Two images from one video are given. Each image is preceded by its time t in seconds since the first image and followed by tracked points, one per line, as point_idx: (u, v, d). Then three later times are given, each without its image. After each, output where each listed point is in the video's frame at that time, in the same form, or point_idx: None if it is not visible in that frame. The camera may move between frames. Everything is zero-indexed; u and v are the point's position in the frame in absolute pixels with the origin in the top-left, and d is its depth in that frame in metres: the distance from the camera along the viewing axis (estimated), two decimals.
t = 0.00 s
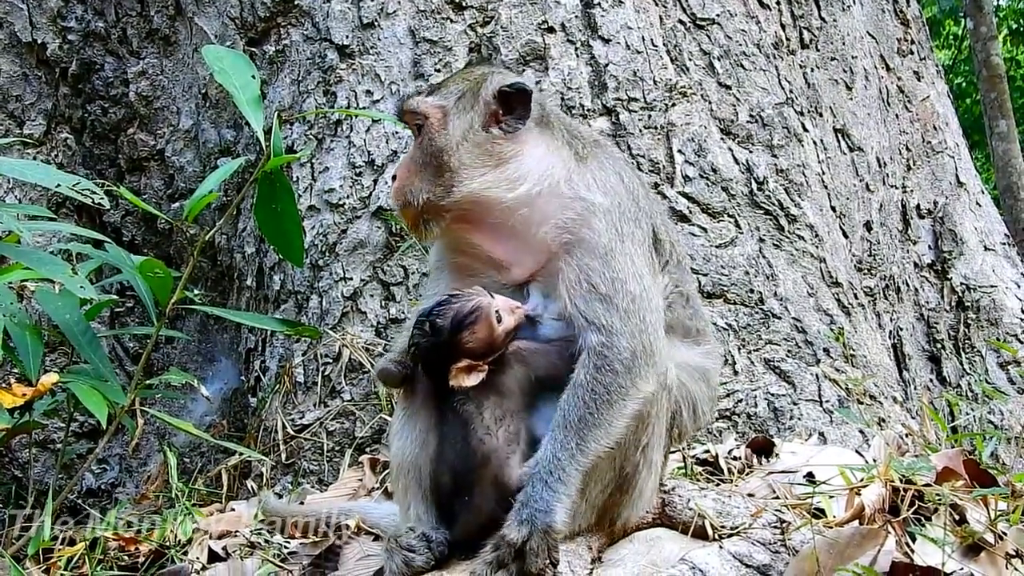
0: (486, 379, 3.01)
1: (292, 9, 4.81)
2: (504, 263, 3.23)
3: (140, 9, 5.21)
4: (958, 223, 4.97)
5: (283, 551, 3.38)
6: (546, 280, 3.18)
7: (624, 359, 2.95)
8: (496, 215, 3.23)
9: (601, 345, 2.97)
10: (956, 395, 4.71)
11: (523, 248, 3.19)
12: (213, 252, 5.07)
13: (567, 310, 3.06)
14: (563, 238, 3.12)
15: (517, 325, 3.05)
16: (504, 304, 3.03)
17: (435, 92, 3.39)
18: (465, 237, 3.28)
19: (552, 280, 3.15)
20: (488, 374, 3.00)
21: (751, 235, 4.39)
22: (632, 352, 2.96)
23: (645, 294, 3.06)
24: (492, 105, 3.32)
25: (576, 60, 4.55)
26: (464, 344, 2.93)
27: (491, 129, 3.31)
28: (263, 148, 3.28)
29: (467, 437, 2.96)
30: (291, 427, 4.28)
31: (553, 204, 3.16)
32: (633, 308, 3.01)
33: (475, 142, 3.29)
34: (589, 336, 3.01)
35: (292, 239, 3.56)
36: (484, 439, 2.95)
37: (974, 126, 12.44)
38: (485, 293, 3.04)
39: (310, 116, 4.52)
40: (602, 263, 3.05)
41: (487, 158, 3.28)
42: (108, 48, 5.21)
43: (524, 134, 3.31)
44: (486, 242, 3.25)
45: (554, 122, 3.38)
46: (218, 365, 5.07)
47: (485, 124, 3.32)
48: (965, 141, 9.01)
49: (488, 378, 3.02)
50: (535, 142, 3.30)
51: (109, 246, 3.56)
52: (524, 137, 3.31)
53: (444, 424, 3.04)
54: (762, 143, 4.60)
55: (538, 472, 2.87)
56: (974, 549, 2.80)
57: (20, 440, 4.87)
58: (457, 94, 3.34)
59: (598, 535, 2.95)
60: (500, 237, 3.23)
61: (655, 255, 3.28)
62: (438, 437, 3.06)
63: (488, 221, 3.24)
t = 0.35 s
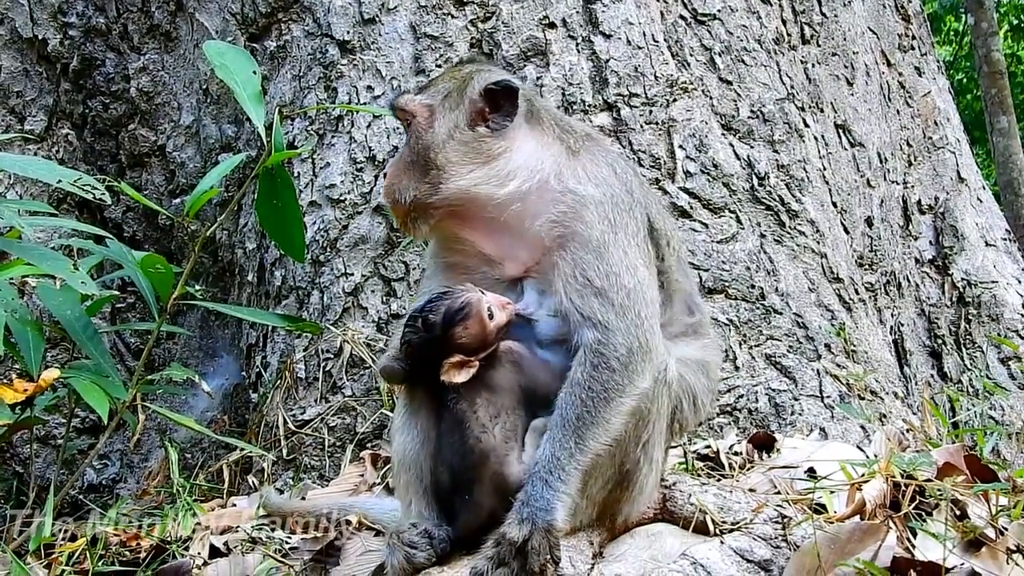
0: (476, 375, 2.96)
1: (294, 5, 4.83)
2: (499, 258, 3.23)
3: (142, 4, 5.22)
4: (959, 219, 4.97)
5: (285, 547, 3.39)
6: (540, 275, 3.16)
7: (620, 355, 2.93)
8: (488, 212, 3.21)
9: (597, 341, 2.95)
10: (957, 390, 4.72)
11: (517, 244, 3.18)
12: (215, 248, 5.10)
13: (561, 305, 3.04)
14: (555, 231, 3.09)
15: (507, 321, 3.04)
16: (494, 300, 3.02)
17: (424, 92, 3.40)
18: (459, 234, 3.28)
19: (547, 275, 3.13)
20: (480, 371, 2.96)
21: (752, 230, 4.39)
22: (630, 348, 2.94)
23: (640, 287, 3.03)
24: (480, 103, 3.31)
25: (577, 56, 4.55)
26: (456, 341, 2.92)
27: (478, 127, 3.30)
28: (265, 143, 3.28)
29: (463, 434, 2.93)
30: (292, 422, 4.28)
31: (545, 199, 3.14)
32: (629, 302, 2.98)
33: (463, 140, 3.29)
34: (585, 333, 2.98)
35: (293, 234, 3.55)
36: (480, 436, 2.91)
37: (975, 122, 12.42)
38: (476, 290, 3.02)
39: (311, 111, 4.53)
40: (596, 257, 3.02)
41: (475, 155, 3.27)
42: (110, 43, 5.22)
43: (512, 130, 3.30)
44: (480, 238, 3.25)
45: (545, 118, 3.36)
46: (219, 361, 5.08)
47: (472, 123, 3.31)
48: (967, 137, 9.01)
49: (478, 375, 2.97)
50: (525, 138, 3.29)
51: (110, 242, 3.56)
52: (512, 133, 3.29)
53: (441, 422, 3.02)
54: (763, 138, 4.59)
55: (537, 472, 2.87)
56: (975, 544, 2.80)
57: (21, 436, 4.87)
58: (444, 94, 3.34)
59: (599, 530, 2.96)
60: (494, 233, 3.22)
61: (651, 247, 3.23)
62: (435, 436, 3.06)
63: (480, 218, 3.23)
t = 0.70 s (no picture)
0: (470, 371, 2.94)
1: (294, 2, 4.86)
2: (493, 257, 3.21)
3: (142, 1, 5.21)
4: (960, 215, 4.97)
5: (285, 544, 3.39)
6: (534, 273, 3.14)
7: (617, 352, 2.91)
8: (480, 211, 3.21)
9: (592, 339, 2.93)
10: (958, 386, 4.72)
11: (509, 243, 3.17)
12: (215, 245, 5.10)
13: (556, 302, 3.01)
14: (547, 228, 3.08)
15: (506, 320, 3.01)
16: (493, 300, 2.99)
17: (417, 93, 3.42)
18: (453, 233, 3.28)
19: (540, 272, 3.10)
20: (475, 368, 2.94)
21: (753, 226, 4.38)
22: (626, 345, 2.92)
23: (634, 282, 3.01)
24: (469, 102, 3.31)
25: (578, 52, 4.55)
26: (451, 338, 2.90)
27: (467, 127, 3.30)
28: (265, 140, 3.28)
29: (461, 433, 2.90)
30: (293, 419, 4.29)
31: (536, 196, 3.12)
32: (624, 298, 2.96)
33: (453, 140, 3.29)
34: (581, 331, 2.96)
35: (293, 231, 3.54)
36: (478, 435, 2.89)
37: (976, 118, 12.40)
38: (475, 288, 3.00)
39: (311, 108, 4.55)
40: (589, 252, 3.00)
41: (465, 154, 3.27)
42: (110, 40, 5.22)
43: (502, 129, 3.29)
44: (474, 237, 3.24)
45: (536, 114, 3.34)
46: (220, 358, 5.08)
47: (462, 123, 3.31)
48: (968, 133, 9.01)
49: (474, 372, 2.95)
50: (515, 136, 3.27)
51: (111, 239, 3.56)
52: (502, 131, 3.28)
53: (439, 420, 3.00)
54: (763, 135, 4.59)
55: (535, 469, 2.85)
56: (976, 540, 2.80)
57: (22, 433, 4.87)
58: (433, 94, 3.35)
59: (600, 527, 2.95)
60: (487, 231, 3.21)
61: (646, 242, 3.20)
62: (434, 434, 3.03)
63: (473, 217, 3.23)
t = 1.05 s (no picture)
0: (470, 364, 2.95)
1: None
2: (494, 251, 3.23)
3: None
4: (961, 211, 4.98)
5: (285, 538, 3.38)
6: (535, 267, 3.14)
7: (617, 346, 2.90)
8: (481, 204, 3.21)
9: (592, 334, 2.92)
10: (958, 382, 4.72)
11: (511, 236, 3.17)
12: (216, 239, 5.10)
13: (557, 296, 3.01)
14: (546, 221, 3.08)
15: (507, 312, 3.02)
16: (493, 291, 3.00)
17: (418, 87, 3.41)
18: (455, 227, 3.29)
19: (541, 266, 3.11)
20: (476, 360, 2.95)
21: (754, 222, 4.38)
22: (626, 340, 2.91)
23: (634, 276, 2.99)
24: (468, 95, 3.29)
25: (579, 47, 4.55)
26: (451, 327, 2.92)
27: (466, 121, 3.28)
28: (266, 135, 3.28)
29: (460, 425, 2.92)
30: (293, 414, 4.29)
31: (536, 190, 3.12)
32: (623, 293, 2.95)
33: (451, 134, 3.27)
34: (581, 326, 2.95)
35: (293, 226, 3.53)
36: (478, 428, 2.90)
37: (977, 114, 12.38)
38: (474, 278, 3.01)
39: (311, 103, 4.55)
40: (588, 247, 2.99)
41: (465, 147, 3.26)
42: (111, 34, 5.21)
43: (501, 123, 3.27)
44: (475, 231, 3.25)
45: (536, 108, 3.33)
46: (220, 352, 5.09)
47: (460, 117, 3.29)
48: (970, 129, 9.00)
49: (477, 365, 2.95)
50: (515, 130, 3.26)
51: (113, 233, 3.55)
52: (501, 126, 3.27)
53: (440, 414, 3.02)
54: (764, 130, 4.59)
55: (534, 465, 2.84)
56: (976, 536, 2.80)
57: (22, 427, 4.88)
58: (432, 88, 3.33)
59: (600, 522, 2.94)
60: (488, 226, 3.22)
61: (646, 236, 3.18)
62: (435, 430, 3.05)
63: (474, 211, 3.22)
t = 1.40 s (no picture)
0: (468, 358, 2.95)
1: None
2: (493, 242, 3.21)
3: None
4: (961, 204, 4.98)
5: (286, 531, 3.38)
6: (535, 256, 3.13)
7: (615, 336, 2.91)
8: (480, 195, 3.20)
9: (591, 322, 2.93)
10: (959, 375, 4.71)
11: (510, 226, 3.16)
12: (217, 233, 5.10)
13: (556, 284, 3.02)
14: (544, 209, 3.08)
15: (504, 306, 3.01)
16: (491, 286, 3.01)
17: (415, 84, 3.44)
18: (454, 221, 3.27)
19: (541, 254, 3.10)
20: (472, 354, 2.95)
21: (755, 215, 4.38)
22: (625, 328, 2.92)
23: (632, 263, 3.00)
24: (465, 88, 3.32)
25: (580, 41, 4.54)
26: (449, 320, 2.91)
27: (461, 114, 3.31)
28: (266, 129, 3.27)
29: (458, 418, 2.91)
30: (293, 407, 4.29)
31: (533, 178, 3.13)
32: (621, 280, 2.96)
33: (447, 127, 3.29)
34: (580, 314, 2.96)
35: (294, 220, 3.54)
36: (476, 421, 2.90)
37: (978, 107, 12.36)
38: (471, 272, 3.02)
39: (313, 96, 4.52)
40: (586, 234, 3.00)
41: (462, 139, 3.27)
42: (111, 28, 5.21)
43: (497, 114, 3.29)
44: (474, 224, 3.23)
45: (532, 98, 3.34)
46: (220, 346, 5.10)
47: (455, 110, 3.31)
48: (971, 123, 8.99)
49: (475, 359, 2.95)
50: (511, 121, 3.27)
51: (113, 227, 3.55)
52: (496, 117, 3.29)
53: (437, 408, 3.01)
54: (765, 124, 4.59)
55: (534, 455, 2.84)
56: (976, 529, 2.81)
57: (23, 421, 4.88)
58: (428, 83, 3.37)
59: (600, 515, 2.94)
60: (487, 217, 3.21)
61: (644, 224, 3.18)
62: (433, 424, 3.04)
63: (473, 203, 3.22)
